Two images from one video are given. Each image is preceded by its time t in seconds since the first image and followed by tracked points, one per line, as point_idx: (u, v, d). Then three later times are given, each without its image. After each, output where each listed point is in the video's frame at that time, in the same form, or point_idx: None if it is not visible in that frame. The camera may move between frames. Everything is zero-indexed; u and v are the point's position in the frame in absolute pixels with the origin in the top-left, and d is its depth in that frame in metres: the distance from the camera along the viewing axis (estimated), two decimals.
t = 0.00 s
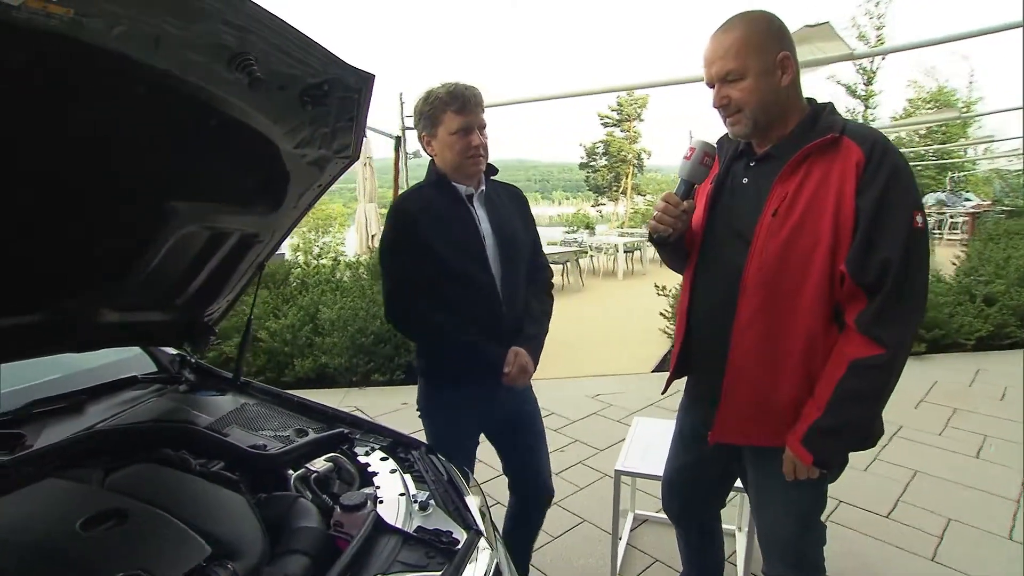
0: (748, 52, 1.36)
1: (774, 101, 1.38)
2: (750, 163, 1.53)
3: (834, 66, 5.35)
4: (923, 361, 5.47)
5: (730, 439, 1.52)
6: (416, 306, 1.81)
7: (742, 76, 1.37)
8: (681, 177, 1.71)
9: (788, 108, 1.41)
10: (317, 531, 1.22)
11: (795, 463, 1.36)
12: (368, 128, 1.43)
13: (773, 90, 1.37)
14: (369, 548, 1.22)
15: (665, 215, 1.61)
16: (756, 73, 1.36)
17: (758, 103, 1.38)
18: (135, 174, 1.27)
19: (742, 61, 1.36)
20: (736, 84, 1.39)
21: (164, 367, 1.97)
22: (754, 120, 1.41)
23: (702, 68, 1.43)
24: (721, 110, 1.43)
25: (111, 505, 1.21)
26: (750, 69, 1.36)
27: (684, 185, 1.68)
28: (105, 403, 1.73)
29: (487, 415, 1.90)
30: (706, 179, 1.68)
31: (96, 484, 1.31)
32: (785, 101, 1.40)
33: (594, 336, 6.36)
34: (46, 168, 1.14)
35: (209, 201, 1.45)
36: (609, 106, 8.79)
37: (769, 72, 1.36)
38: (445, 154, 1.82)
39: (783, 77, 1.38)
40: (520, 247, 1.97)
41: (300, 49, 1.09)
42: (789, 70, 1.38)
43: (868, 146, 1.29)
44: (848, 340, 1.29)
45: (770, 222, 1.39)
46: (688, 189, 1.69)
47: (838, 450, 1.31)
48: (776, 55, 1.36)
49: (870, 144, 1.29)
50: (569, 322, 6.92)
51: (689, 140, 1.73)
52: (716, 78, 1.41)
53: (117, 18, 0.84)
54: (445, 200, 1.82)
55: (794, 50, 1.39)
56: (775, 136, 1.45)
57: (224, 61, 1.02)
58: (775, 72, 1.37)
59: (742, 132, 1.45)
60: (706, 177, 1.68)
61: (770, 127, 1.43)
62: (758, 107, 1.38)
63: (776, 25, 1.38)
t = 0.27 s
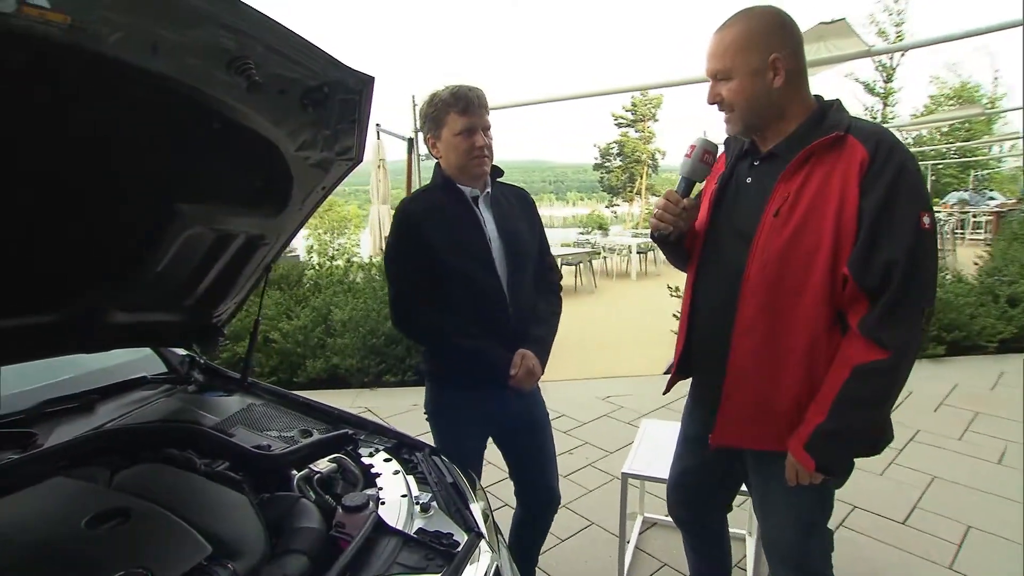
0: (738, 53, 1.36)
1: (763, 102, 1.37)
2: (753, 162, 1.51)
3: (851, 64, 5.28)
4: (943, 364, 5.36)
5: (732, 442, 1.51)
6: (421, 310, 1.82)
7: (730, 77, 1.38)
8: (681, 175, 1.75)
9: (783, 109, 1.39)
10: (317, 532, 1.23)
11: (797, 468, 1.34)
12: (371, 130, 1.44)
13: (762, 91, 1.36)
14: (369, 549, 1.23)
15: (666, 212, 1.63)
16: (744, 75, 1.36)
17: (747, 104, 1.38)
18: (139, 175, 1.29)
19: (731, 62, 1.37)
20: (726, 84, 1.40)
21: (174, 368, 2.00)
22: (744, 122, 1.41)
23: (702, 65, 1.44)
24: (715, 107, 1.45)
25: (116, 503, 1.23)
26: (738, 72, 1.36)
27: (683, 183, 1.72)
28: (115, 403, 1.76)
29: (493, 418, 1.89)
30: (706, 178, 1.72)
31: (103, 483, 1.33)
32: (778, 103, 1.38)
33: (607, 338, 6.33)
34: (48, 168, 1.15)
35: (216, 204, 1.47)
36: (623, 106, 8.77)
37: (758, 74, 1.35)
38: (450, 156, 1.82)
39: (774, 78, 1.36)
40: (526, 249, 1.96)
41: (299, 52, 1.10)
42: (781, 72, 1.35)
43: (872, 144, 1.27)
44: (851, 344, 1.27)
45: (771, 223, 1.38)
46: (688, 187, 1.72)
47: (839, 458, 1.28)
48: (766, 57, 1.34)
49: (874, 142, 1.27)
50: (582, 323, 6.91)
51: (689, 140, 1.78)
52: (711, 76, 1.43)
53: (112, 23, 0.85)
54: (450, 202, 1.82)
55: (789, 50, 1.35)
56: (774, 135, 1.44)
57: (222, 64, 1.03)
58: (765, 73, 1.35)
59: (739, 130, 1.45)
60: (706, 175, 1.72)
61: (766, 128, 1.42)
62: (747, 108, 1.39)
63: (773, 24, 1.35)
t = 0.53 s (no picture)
0: (732, 51, 1.35)
1: (758, 100, 1.37)
2: (754, 162, 1.50)
3: (861, 62, 5.24)
4: (956, 364, 5.30)
5: (729, 444, 1.51)
6: (427, 312, 1.81)
7: (724, 75, 1.38)
8: (676, 174, 1.75)
9: (779, 107, 1.38)
10: (315, 533, 1.23)
11: (792, 472, 1.33)
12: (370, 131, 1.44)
13: (756, 90, 1.36)
14: (367, 550, 1.23)
15: (660, 210, 1.63)
16: (739, 73, 1.36)
17: (742, 102, 1.38)
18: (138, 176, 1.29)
19: (725, 61, 1.37)
20: (720, 83, 1.40)
21: (178, 368, 2.02)
22: (740, 120, 1.41)
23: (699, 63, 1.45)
24: (712, 106, 1.45)
25: (116, 503, 1.23)
26: (733, 70, 1.36)
27: (678, 181, 1.72)
28: (119, 404, 1.77)
29: (496, 419, 1.89)
30: (699, 175, 1.73)
31: (104, 483, 1.34)
32: (774, 100, 1.37)
33: (614, 338, 6.32)
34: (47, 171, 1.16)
35: (216, 205, 1.48)
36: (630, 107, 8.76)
37: (752, 72, 1.35)
38: (455, 156, 1.82)
39: (769, 76, 1.34)
40: (529, 251, 1.96)
41: (296, 55, 1.11)
42: (776, 69, 1.34)
43: (869, 144, 1.25)
44: (845, 348, 1.25)
45: (766, 224, 1.38)
46: (683, 185, 1.72)
47: (836, 462, 1.27)
48: (760, 55, 1.33)
49: (871, 142, 1.25)
50: (589, 324, 6.90)
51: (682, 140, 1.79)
52: (707, 74, 1.43)
53: (106, 26, 0.85)
54: (453, 204, 1.82)
55: (785, 47, 1.33)
56: (773, 132, 1.43)
57: (218, 67, 1.04)
58: (760, 71, 1.34)
59: (736, 128, 1.45)
60: (701, 172, 1.72)
61: (763, 126, 1.42)
62: (741, 106, 1.39)
63: (768, 22, 1.33)
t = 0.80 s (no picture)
0: (731, 52, 1.35)
1: (756, 102, 1.36)
2: (752, 165, 1.50)
3: (868, 64, 5.22)
4: (963, 369, 5.25)
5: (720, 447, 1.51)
6: (431, 313, 1.81)
7: (722, 77, 1.38)
8: (675, 175, 1.75)
9: (778, 109, 1.37)
10: (309, 536, 1.23)
11: (779, 477, 1.33)
12: (368, 133, 1.44)
13: (754, 91, 1.35)
14: (362, 553, 1.22)
15: (658, 213, 1.66)
16: (737, 74, 1.35)
17: (740, 103, 1.37)
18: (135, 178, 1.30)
19: (723, 62, 1.36)
20: (719, 83, 1.40)
21: (179, 370, 2.02)
22: (738, 121, 1.40)
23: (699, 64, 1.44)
24: (711, 107, 1.45)
25: (111, 503, 1.24)
26: (732, 71, 1.35)
27: (677, 184, 1.72)
28: (119, 404, 1.78)
29: (496, 422, 1.88)
30: (698, 178, 1.73)
31: (100, 483, 1.35)
32: (772, 102, 1.36)
33: (619, 341, 6.30)
34: (43, 172, 1.17)
35: (213, 207, 1.48)
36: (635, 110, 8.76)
37: (751, 73, 1.34)
38: (458, 159, 1.81)
39: (767, 77, 1.34)
40: (530, 253, 1.96)
41: (291, 56, 1.11)
42: (775, 71, 1.33)
43: (858, 147, 1.24)
44: (832, 354, 1.25)
45: (757, 228, 1.38)
46: (681, 188, 1.72)
47: (824, 469, 1.26)
48: (759, 56, 1.33)
49: (860, 145, 1.24)
50: (593, 326, 6.89)
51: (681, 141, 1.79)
52: (706, 75, 1.43)
53: (98, 28, 0.86)
54: (453, 206, 1.82)
55: (785, 48, 1.33)
56: (771, 135, 1.42)
57: (213, 68, 1.05)
58: (758, 73, 1.34)
59: (735, 129, 1.45)
60: (699, 176, 1.72)
61: (762, 127, 1.41)
62: (739, 108, 1.38)
63: (767, 23, 1.32)
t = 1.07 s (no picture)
0: (731, 55, 1.34)
1: (756, 106, 1.36)
2: (751, 168, 1.49)
3: (869, 68, 5.22)
4: (964, 374, 5.24)
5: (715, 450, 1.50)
6: (425, 316, 1.81)
7: (721, 80, 1.37)
8: (675, 179, 1.74)
9: (777, 113, 1.37)
10: (301, 537, 1.22)
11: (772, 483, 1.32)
12: (364, 135, 1.43)
13: (753, 95, 1.35)
14: (354, 554, 1.22)
15: (657, 217, 1.65)
16: (737, 78, 1.35)
17: (740, 107, 1.37)
18: (129, 178, 1.30)
19: (722, 66, 1.36)
20: (719, 87, 1.39)
21: (175, 370, 2.02)
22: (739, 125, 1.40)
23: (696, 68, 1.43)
24: (710, 111, 1.44)
25: (103, 504, 1.24)
26: (731, 74, 1.35)
27: (677, 187, 1.72)
28: (114, 404, 1.78)
29: (491, 424, 1.88)
30: (697, 181, 1.72)
31: (93, 483, 1.35)
32: (772, 106, 1.36)
33: (619, 343, 6.29)
34: (36, 173, 1.17)
35: (209, 208, 1.48)
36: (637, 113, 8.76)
37: (751, 76, 1.33)
38: (453, 161, 1.81)
39: (768, 80, 1.34)
40: (527, 256, 1.95)
41: (286, 59, 1.11)
42: (775, 74, 1.33)
43: (856, 152, 1.23)
44: (827, 360, 1.24)
45: (754, 233, 1.38)
46: (680, 191, 1.72)
47: (818, 475, 1.26)
48: (759, 59, 1.33)
49: (858, 149, 1.23)
50: (593, 329, 6.89)
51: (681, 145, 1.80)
52: (705, 78, 1.42)
53: (90, 28, 0.86)
54: (448, 207, 1.82)
55: (784, 51, 1.33)
56: (770, 139, 1.42)
57: (207, 69, 1.05)
58: (757, 77, 1.33)
59: (735, 133, 1.44)
60: (699, 179, 1.72)
61: (762, 131, 1.40)
62: (738, 112, 1.38)
63: (766, 26, 1.32)
